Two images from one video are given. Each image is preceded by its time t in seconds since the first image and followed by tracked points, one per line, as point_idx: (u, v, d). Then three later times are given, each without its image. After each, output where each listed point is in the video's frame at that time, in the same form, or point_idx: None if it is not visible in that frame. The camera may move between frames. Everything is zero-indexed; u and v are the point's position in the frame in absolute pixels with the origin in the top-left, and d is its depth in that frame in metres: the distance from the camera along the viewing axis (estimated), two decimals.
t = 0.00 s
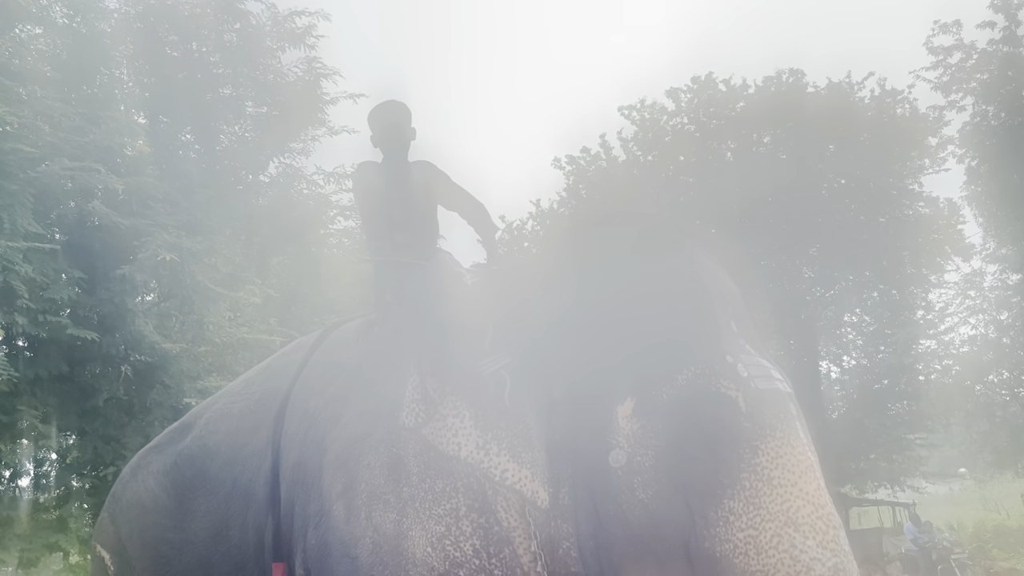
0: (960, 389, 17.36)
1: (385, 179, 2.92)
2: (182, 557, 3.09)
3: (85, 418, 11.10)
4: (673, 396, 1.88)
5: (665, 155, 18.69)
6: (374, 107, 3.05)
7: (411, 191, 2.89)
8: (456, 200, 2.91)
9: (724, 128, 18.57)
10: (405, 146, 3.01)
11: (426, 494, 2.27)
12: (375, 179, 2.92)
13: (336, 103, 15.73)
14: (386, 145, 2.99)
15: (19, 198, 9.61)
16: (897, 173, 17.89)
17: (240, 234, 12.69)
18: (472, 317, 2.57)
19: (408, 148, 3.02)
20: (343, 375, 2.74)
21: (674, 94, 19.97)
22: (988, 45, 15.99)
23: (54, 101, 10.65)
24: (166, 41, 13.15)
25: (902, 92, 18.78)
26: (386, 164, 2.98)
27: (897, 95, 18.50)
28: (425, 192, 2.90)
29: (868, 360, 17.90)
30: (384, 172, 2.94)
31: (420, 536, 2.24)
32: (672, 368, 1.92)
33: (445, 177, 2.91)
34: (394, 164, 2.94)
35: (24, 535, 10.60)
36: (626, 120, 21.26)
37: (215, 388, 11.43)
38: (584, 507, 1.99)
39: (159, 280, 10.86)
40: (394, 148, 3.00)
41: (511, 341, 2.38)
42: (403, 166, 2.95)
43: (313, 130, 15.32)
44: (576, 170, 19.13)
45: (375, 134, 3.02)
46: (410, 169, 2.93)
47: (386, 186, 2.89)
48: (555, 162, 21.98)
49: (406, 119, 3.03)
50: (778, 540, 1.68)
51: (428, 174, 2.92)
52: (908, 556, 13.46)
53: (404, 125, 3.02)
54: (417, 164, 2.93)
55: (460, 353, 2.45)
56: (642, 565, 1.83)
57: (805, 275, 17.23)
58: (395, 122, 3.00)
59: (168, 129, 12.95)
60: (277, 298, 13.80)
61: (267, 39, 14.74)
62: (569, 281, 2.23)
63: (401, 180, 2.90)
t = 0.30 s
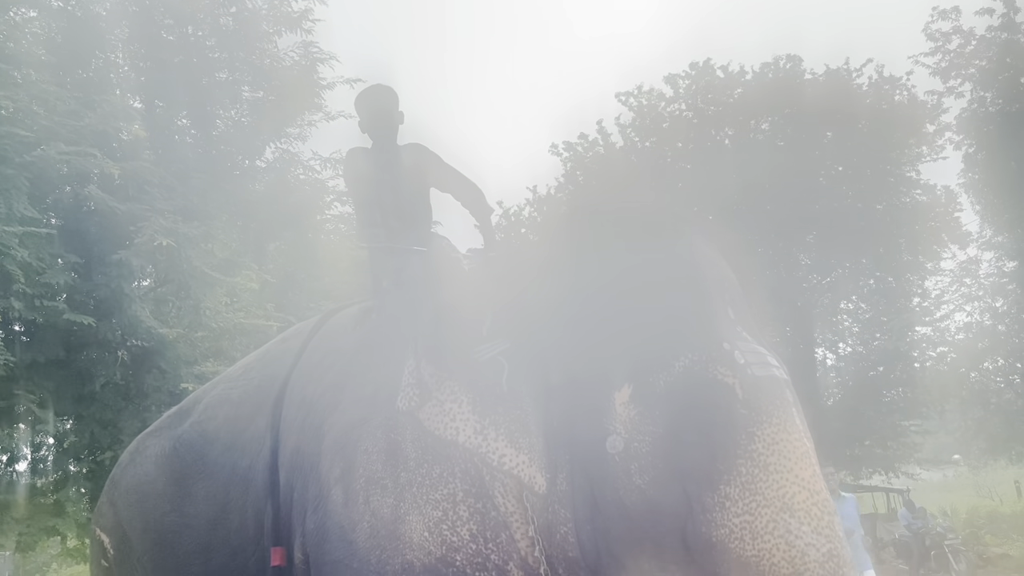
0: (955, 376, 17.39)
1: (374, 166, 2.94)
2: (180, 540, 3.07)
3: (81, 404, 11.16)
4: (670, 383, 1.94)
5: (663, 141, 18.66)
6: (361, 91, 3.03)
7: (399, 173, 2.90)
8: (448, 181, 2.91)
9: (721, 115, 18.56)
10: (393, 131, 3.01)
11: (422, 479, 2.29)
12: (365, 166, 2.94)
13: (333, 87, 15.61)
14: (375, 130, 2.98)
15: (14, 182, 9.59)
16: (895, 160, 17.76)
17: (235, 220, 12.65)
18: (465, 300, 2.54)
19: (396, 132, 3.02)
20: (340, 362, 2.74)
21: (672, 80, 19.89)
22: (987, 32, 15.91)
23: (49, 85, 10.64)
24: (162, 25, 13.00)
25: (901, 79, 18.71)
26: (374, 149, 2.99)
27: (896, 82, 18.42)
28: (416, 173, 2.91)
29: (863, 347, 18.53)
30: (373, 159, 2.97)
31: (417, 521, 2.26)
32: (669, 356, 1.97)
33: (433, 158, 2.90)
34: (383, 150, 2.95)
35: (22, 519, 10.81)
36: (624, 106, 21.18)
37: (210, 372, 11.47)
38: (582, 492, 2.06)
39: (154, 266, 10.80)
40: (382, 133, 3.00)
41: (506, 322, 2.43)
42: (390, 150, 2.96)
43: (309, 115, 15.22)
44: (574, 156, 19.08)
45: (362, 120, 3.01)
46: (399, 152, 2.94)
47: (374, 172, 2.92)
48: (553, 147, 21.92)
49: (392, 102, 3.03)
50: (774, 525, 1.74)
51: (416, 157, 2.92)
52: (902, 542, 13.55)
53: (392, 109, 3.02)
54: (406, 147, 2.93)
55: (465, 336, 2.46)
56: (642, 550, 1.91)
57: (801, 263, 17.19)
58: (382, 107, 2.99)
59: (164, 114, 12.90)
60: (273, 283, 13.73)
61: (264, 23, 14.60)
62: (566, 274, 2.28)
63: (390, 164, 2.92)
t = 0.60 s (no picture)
0: (945, 358, 17.35)
1: (371, 141, 2.91)
2: (177, 514, 3.08)
3: (73, 380, 11.09)
4: (664, 361, 2.03)
5: (658, 121, 18.57)
6: (360, 67, 2.96)
7: (399, 148, 2.85)
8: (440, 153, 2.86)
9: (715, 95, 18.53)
10: (393, 109, 2.95)
11: (417, 454, 2.31)
12: (363, 142, 2.91)
13: (325, 63, 15.47)
14: (374, 105, 2.91)
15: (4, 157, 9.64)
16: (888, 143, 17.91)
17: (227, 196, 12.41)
18: (464, 276, 2.58)
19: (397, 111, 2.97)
20: (334, 338, 2.74)
21: (667, 59, 19.79)
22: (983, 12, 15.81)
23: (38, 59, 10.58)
24: None
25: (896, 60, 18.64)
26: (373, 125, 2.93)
27: (890, 63, 18.36)
28: (414, 149, 2.85)
29: (854, 328, 18.07)
30: (372, 133, 2.91)
31: (410, 496, 2.27)
32: (664, 333, 2.05)
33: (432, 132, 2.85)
34: (382, 125, 2.89)
35: (14, 495, 10.95)
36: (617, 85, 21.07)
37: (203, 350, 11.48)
38: (576, 468, 2.16)
39: (146, 242, 10.80)
40: (382, 110, 2.93)
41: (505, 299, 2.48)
42: (389, 126, 2.89)
43: (301, 92, 15.08)
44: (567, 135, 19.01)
45: (360, 94, 2.95)
46: (397, 128, 2.88)
47: (368, 147, 2.89)
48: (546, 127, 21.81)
49: (392, 78, 2.96)
50: (763, 500, 1.79)
51: (416, 131, 2.86)
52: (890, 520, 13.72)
53: (392, 85, 2.95)
54: (406, 122, 2.88)
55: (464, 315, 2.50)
56: (630, 518, 2.06)
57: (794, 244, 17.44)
58: (382, 82, 2.92)
59: (155, 89, 12.81)
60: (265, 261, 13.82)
61: None
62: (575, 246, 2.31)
63: (389, 141, 2.86)
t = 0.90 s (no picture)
0: (929, 332, 18.07)
1: (369, 111, 2.85)
2: (166, 481, 3.08)
3: (59, 348, 11.04)
4: (650, 326, 2.09)
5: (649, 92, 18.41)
6: (358, 36, 2.94)
7: (395, 119, 2.83)
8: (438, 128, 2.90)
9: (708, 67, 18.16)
10: (390, 79, 2.92)
11: (409, 425, 2.30)
12: (358, 110, 2.85)
13: (314, 32, 15.26)
14: (372, 76, 2.90)
15: None
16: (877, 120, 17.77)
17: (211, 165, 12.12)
18: (455, 246, 2.64)
19: (393, 80, 2.93)
20: (327, 307, 2.73)
21: (658, 32, 19.66)
22: None
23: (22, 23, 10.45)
24: None
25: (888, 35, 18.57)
26: (368, 93, 2.89)
27: (882, 38, 18.29)
28: (410, 120, 2.86)
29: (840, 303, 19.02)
30: (368, 103, 2.87)
31: (401, 467, 2.25)
32: (651, 302, 2.11)
33: (427, 104, 2.89)
34: (379, 95, 2.86)
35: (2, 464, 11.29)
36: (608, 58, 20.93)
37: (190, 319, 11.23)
38: (561, 433, 2.26)
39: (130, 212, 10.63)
40: (379, 79, 2.90)
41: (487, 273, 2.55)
42: (386, 94, 2.87)
43: (289, 61, 14.90)
44: (558, 108, 18.89)
45: (357, 62, 2.93)
46: (394, 99, 2.87)
47: (362, 117, 2.83)
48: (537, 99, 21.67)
49: (391, 47, 2.93)
50: (748, 465, 1.82)
51: (413, 103, 2.89)
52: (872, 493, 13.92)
53: (389, 53, 2.93)
54: (403, 93, 2.89)
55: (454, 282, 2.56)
56: (610, 476, 2.17)
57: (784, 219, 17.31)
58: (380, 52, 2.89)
59: (138, 57, 12.16)
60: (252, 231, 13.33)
61: None
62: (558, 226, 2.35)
63: (386, 111, 2.84)
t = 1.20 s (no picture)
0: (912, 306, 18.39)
1: (359, 80, 2.79)
2: (155, 445, 3.10)
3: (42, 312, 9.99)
4: (638, 294, 2.15)
5: (638, 61, 17.88)
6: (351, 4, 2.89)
7: (386, 90, 2.76)
8: (426, 98, 2.83)
9: (697, 39, 17.81)
10: (381, 48, 2.86)
11: (399, 400, 2.29)
12: (350, 80, 2.78)
13: None
14: (364, 44, 2.82)
15: None
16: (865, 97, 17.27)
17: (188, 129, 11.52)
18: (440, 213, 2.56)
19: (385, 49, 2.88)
20: (311, 282, 2.64)
21: (648, 2, 19.47)
22: None
23: None
24: None
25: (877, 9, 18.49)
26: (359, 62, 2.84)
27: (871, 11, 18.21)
28: (400, 91, 2.80)
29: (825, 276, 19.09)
30: (362, 71, 2.80)
31: (389, 442, 2.24)
32: (637, 271, 2.17)
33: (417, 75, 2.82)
34: (370, 65, 2.80)
35: None
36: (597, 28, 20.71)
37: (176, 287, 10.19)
38: (550, 401, 2.31)
39: (110, 177, 9.58)
40: (369, 48, 2.84)
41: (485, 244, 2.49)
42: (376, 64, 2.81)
43: (273, 26, 14.67)
44: (546, 78, 18.69)
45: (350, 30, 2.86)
46: (383, 69, 2.81)
47: (352, 87, 2.77)
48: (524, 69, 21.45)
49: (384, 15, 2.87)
50: (733, 429, 1.92)
51: (402, 74, 2.82)
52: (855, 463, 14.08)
53: (382, 20, 2.86)
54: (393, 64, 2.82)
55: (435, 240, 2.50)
56: (592, 430, 2.23)
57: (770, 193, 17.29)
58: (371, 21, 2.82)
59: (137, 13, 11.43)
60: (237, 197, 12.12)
61: None
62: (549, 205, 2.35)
63: (376, 81, 2.77)
